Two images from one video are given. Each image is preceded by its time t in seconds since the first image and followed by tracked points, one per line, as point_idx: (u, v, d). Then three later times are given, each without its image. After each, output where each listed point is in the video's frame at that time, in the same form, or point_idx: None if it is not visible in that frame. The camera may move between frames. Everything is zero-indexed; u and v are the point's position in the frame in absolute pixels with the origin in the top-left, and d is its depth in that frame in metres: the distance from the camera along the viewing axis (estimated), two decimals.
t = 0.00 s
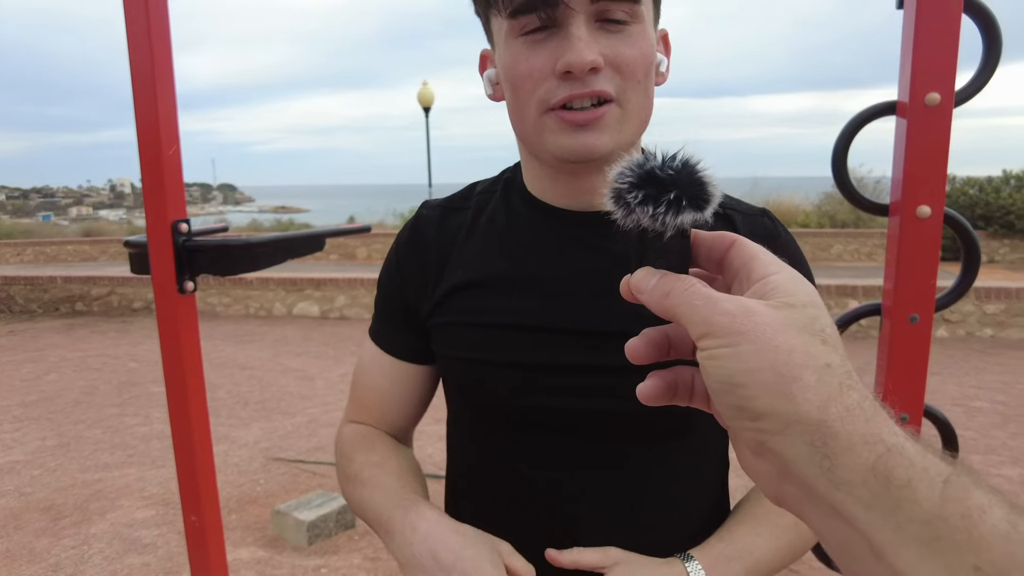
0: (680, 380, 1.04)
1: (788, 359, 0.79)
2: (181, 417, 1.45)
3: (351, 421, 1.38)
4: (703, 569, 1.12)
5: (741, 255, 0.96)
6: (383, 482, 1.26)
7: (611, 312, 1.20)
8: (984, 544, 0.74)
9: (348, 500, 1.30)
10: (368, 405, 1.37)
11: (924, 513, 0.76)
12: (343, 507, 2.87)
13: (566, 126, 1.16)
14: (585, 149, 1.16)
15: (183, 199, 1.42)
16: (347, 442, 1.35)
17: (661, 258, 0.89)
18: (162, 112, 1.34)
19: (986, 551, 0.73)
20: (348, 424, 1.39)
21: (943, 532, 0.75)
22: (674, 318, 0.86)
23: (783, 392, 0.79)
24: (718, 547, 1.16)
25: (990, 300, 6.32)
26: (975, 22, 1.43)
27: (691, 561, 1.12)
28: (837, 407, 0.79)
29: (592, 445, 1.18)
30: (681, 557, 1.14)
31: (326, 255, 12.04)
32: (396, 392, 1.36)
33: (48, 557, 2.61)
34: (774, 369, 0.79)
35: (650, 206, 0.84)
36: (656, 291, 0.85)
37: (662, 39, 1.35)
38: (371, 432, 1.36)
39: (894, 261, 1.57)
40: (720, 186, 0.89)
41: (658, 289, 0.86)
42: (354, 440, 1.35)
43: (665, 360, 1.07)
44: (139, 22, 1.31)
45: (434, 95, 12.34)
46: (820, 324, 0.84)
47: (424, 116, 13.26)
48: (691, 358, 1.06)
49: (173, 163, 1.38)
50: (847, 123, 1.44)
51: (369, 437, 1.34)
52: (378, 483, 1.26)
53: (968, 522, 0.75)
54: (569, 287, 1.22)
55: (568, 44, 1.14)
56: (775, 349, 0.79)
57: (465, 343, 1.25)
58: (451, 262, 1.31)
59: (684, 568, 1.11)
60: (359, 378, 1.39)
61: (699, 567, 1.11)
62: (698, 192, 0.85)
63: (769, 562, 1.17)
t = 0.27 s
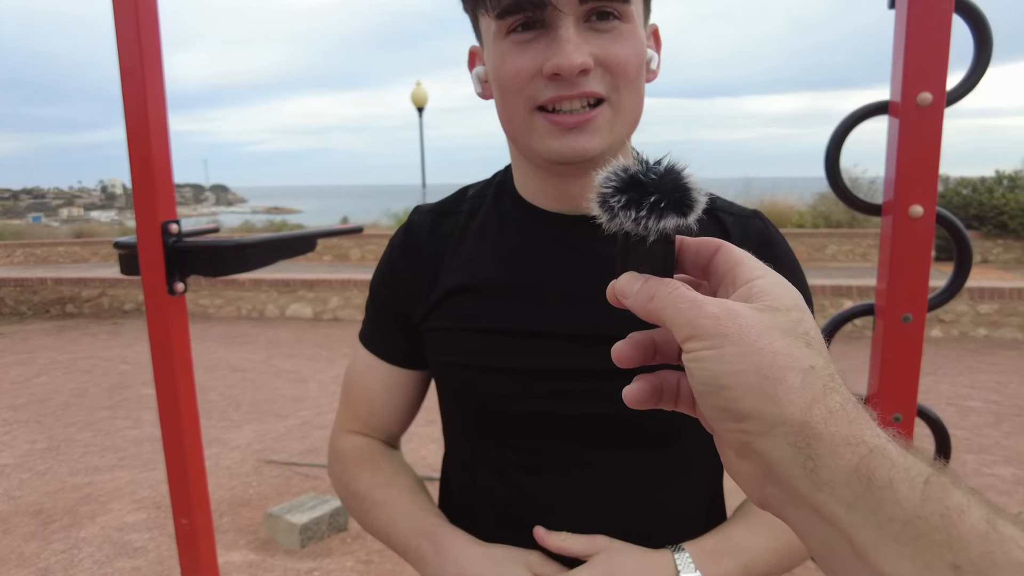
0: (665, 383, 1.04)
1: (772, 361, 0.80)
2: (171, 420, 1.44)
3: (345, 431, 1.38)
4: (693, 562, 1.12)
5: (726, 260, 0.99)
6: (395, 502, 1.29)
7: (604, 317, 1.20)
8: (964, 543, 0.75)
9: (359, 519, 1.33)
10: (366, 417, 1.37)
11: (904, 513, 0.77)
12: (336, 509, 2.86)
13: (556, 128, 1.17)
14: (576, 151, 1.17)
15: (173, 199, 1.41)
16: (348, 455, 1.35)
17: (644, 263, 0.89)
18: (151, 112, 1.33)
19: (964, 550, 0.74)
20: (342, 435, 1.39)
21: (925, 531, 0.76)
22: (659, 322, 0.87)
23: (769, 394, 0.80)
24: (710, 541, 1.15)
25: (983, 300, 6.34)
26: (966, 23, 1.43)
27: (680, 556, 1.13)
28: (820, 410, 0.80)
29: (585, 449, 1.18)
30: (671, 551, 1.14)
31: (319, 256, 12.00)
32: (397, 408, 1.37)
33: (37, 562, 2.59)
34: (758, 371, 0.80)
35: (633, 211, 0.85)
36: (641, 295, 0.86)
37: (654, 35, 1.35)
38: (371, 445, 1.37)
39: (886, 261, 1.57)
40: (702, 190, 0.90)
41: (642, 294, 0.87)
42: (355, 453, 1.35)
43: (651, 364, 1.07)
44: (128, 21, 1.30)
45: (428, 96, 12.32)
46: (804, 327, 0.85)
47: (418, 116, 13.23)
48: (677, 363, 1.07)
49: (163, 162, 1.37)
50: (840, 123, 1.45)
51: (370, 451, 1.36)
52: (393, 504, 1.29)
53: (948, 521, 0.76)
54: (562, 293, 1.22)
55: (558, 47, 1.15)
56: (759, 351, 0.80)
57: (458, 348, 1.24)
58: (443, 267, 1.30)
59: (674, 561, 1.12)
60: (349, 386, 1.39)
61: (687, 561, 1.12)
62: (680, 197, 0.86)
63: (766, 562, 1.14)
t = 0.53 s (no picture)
0: (657, 387, 1.04)
1: (762, 364, 0.81)
2: (165, 422, 1.43)
3: (347, 436, 1.38)
4: (686, 559, 1.12)
5: (717, 263, 0.99)
6: (399, 505, 1.29)
7: (602, 320, 1.20)
8: (951, 541, 0.74)
9: (364, 523, 1.33)
10: (368, 421, 1.37)
11: (892, 512, 0.76)
12: (331, 511, 2.86)
13: (552, 136, 1.18)
14: (571, 158, 1.18)
15: (167, 200, 1.41)
16: (350, 460, 1.35)
17: (635, 266, 0.90)
18: (145, 113, 1.33)
19: (951, 548, 0.73)
20: (343, 439, 1.39)
21: (912, 529, 0.75)
22: (651, 325, 0.87)
23: (760, 396, 0.80)
24: (704, 537, 1.16)
25: (975, 300, 6.39)
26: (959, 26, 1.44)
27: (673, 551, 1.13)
28: (811, 411, 0.80)
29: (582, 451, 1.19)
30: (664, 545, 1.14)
31: (313, 257, 11.97)
32: (399, 410, 1.37)
33: (30, 565, 2.57)
34: (749, 373, 0.81)
35: (624, 215, 0.86)
36: (632, 299, 0.86)
37: (652, 39, 1.36)
38: (372, 448, 1.37)
39: (879, 260, 1.58)
40: (691, 192, 0.90)
41: (634, 297, 0.87)
42: (356, 457, 1.35)
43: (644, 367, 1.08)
44: (122, 23, 1.29)
45: (422, 96, 12.33)
46: (793, 329, 0.86)
47: (412, 116, 13.22)
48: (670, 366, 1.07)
49: (156, 161, 1.36)
50: (836, 121, 1.45)
51: (372, 455, 1.35)
52: (397, 506, 1.29)
53: (935, 519, 0.75)
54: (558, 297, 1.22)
55: (556, 55, 1.15)
56: (749, 354, 0.81)
57: (457, 352, 1.25)
58: (441, 271, 1.30)
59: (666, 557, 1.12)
60: (350, 390, 1.39)
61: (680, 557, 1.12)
62: (670, 202, 0.87)
63: (757, 559, 1.15)
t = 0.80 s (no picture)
0: (654, 391, 1.06)
1: (756, 368, 0.82)
2: (160, 423, 1.43)
3: (345, 438, 1.38)
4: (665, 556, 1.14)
5: (711, 270, 1.00)
6: (400, 506, 1.30)
7: (596, 320, 1.21)
8: (942, 542, 0.77)
9: (367, 523, 1.35)
10: (368, 423, 1.37)
11: (884, 515, 0.78)
12: (327, 511, 2.86)
13: (542, 137, 1.18)
14: (561, 160, 1.19)
15: (163, 202, 1.41)
16: (350, 461, 1.36)
17: (632, 274, 0.90)
18: (141, 115, 1.33)
19: (942, 549, 0.76)
20: (342, 440, 1.38)
21: (904, 532, 0.77)
22: (647, 330, 0.87)
23: (754, 400, 0.81)
24: (684, 533, 1.18)
25: (967, 300, 6.42)
26: (948, 30, 1.46)
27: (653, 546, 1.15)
28: (804, 415, 0.81)
29: (578, 452, 1.19)
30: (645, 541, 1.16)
31: (308, 258, 11.96)
32: (398, 412, 1.38)
33: (24, 567, 2.56)
34: (743, 378, 0.81)
35: (619, 223, 0.86)
36: (629, 305, 0.87)
37: (642, 45, 1.36)
38: (371, 449, 1.37)
39: (870, 261, 1.59)
40: (686, 201, 0.91)
41: (630, 303, 0.87)
42: (356, 458, 1.36)
43: (640, 372, 1.08)
44: (118, 24, 1.29)
45: (417, 97, 12.35)
46: (787, 335, 0.87)
47: (407, 118, 13.23)
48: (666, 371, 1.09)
49: (151, 160, 1.37)
50: (825, 125, 1.46)
51: (371, 456, 1.36)
52: (400, 507, 1.30)
53: (926, 522, 0.78)
54: (552, 298, 1.22)
55: (546, 57, 1.16)
56: (744, 359, 0.82)
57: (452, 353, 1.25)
58: (436, 272, 1.30)
59: (647, 551, 1.14)
60: (348, 393, 1.39)
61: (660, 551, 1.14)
62: (665, 210, 0.87)
63: (733, 555, 1.18)
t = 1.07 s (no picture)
0: (643, 405, 1.06)
1: (745, 383, 0.82)
2: (152, 427, 1.43)
3: (334, 443, 1.38)
4: (647, 556, 1.15)
5: (701, 284, 1.01)
6: (392, 510, 1.32)
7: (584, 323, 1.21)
8: (928, 558, 0.78)
9: (358, 526, 1.36)
10: (357, 428, 1.37)
11: (871, 530, 0.80)
12: (321, 514, 2.85)
13: (531, 140, 1.18)
14: (550, 162, 1.19)
15: (156, 204, 1.40)
16: (339, 467, 1.36)
17: (622, 288, 0.90)
18: (133, 117, 1.33)
19: (928, 565, 0.77)
20: (331, 445, 1.38)
21: (891, 547, 0.78)
22: (638, 345, 0.87)
23: (743, 415, 0.82)
24: (666, 535, 1.18)
25: (959, 300, 6.45)
26: (939, 33, 1.46)
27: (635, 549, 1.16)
28: (793, 430, 0.82)
29: (566, 455, 1.19)
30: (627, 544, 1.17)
31: (303, 259, 11.94)
32: (387, 415, 1.37)
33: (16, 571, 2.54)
34: (732, 393, 0.82)
35: (609, 238, 0.86)
36: (619, 318, 0.87)
37: (628, 50, 1.37)
38: (360, 454, 1.37)
39: (863, 261, 1.60)
40: (677, 218, 0.90)
41: (620, 317, 0.87)
42: (345, 464, 1.36)
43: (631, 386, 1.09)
44: (111, 24, 1.29)
45: (412, 98, 12.35)
46: (774, 350, 0.88)
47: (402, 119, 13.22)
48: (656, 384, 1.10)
49: (143, 161, 1.36)
50: (818, 128, 1.47)
51: (361, 461, 1.36)
52: (390, 511, 1.32)
53: (913, 538, 0.79)
54: (539, 301, 1.22)
55: (534, 59, 1.16)
56: (733, 374, 0.82)
57: (440, 354, 1.25)
58: (424, 273, 1.30)
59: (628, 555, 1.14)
60: (336, 397, 1.38)
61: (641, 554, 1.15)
62: (655, 224, 0.86)
63: (714, 556, 1.19)
